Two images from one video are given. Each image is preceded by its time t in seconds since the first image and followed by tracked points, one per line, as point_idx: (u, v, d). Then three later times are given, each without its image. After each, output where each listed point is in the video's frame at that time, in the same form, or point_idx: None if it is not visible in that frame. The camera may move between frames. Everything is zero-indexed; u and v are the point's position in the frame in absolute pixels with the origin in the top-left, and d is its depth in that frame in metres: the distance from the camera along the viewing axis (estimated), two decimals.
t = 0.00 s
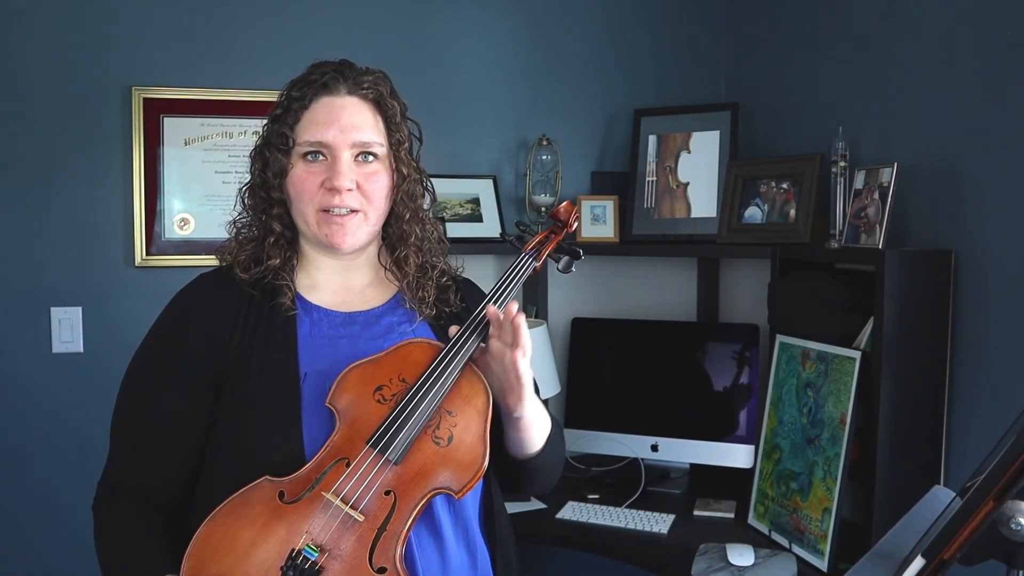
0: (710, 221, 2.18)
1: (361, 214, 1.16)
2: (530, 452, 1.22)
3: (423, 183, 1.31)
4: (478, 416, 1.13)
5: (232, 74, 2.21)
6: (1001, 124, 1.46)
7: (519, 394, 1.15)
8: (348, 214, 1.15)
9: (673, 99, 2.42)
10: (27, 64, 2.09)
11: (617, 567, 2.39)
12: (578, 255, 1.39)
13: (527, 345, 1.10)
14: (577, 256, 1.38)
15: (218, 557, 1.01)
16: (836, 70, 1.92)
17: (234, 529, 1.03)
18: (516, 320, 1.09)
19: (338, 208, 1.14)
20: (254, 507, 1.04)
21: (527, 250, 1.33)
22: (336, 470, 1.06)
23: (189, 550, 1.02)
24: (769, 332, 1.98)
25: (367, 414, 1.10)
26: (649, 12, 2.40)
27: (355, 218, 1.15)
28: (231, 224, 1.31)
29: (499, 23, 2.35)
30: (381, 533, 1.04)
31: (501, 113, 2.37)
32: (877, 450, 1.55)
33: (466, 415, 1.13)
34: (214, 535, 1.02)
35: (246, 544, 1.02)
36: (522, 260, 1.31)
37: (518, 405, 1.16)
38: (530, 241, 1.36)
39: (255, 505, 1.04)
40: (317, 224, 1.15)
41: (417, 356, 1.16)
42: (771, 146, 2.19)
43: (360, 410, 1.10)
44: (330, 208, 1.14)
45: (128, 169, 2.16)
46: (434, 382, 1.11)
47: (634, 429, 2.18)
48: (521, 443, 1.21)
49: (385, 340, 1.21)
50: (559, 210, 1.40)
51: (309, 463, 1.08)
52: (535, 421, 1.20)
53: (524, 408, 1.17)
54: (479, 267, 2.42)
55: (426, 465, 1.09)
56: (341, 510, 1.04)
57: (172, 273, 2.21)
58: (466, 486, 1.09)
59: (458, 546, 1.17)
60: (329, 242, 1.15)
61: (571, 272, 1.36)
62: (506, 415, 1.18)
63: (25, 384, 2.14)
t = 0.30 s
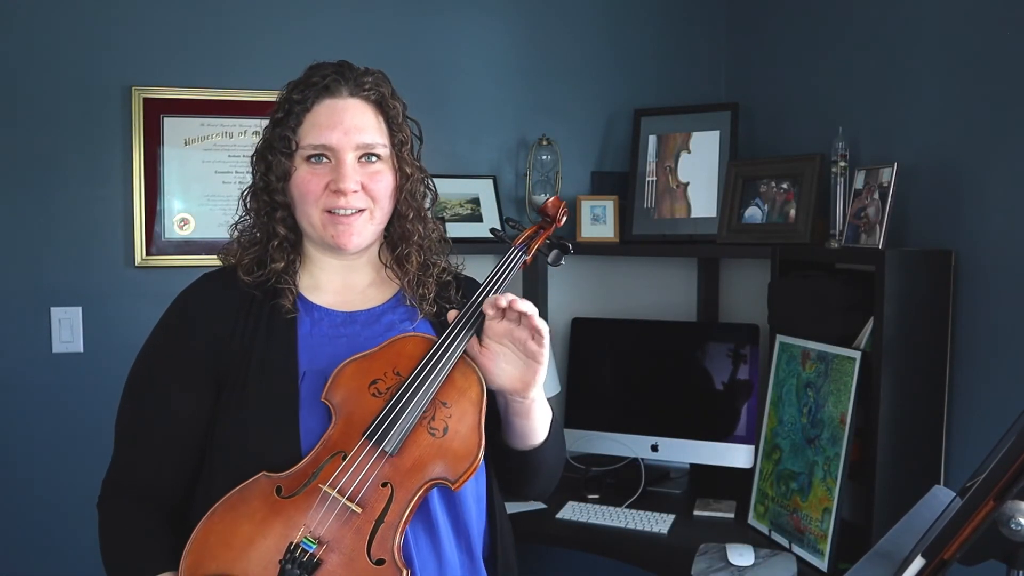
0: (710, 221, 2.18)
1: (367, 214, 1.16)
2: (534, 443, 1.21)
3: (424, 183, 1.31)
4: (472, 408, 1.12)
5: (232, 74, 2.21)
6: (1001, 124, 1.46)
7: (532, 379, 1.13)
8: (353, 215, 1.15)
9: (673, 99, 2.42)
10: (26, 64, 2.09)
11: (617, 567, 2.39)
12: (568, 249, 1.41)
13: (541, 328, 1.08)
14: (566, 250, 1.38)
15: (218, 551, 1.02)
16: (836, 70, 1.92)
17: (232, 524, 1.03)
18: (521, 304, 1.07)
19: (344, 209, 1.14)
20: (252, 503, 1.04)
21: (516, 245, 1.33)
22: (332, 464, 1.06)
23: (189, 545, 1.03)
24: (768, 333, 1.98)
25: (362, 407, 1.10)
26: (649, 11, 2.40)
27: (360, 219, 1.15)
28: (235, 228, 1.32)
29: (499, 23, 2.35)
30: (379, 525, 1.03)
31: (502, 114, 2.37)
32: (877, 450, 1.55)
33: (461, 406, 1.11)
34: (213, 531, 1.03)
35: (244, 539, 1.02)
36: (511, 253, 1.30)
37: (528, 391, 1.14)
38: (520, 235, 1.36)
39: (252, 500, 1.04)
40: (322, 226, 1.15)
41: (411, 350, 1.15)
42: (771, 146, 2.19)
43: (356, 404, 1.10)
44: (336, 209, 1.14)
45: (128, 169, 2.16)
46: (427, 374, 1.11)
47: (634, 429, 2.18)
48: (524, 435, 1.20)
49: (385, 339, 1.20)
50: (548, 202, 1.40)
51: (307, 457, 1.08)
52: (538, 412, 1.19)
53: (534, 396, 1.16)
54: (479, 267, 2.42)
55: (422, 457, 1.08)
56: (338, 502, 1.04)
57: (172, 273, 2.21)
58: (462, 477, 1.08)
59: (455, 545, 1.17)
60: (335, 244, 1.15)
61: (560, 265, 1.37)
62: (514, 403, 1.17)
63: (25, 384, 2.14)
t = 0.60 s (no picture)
0: (710, 221, 2.18)
1: (369, 224, 1.16)
2: (524, 441, 1.20)
3: (431, 192, 1.29)
4: (463, 404, 1.10)
5: (232, 74, 2.21)
6: (1001, 124, 1.46)
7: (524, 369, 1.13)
8: (356, 224, 1.15)
9: (673, 98, 2.42)
10: (26, 64, 2.09)
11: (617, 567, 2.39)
12: (566, 240, 1.40)
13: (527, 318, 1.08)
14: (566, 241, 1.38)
15: (210, 547, 1.03)
16: (835, 70, 1.92)
17: (225, 520, 1.04)
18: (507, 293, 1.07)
19: (346, 219, 1.14)
20: (244, 500, 1.04)
21: (511, 236, 1.33)
22: (322, 460, 1.06)
23: (184, 539, 1.04)
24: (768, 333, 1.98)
25: (353, 403, 1.10)
26: (649, 11, 2.40)
27: (362, 228, 1.16)
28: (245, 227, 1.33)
29: (499, 23, 2.35)
30: (367, 523, 1.03)
31: (502, 114, 2.37)
32: (877, 450, 1.55)
33: (451, 403, 1.10)
34: (207, 527, 1.04)
35: (236, 535, 1.02)
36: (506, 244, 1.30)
37: (522, 384, 1.14)
38: (517, 226, 1.35)
39: (245, 497, 1.05)
40: (324, 233, 1.16)
41: (402, 346, 1.14)
42: (771, 145, 2.19)
43: (347, 401, 1.10)
44: (338, 219, 1.14)
45: (128, 169, 2.16)
46: (415, 371, 1.10)
47: (634, 429, 2.18)
48: (515, 434, 1.19)
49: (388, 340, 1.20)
50: (546, 193, 1.40)
51: (298, 454, 1.08)
52: (531, 410, 1.18)
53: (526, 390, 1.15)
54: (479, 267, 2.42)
55: (410, 455, 1.07)
56: (325, 500, 1.03)
57: (172, 273, 2.21)
58: (452, 475, 1.07)
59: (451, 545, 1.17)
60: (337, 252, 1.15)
61: (556, 256, 1.36)
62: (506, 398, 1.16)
63: (25, 384, 2.14)
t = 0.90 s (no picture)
0: (710, 221, 2.18)
1: (379, 222, 1.16)
2: (526, 448, 1.19)
3: (441, 190, 1.29)
4: (465, 410, 1.10)
5: (231, 74, 2.21)
6: (1001, 123, 1.46)
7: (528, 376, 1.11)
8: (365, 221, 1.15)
9: (673, 98, 2.42)
10: (25, 64, 2.09)
11: (617, 567, 2.39)
12: (574, 248, 1.40)
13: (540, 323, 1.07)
14: (574, 247, 1.38)
15: (210, 544, 1.04)
16: (835, 70, 1.92)
17: (226, 518, 1.04)
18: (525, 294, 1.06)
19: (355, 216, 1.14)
20: (244, 498, 1.05)
21: (521, 243, 1.31)
22: (322, 461, 1.06)
23: (185, 536, 1.05)
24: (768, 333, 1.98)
25: (355, 406, 1.10)
26: (648, 10, 2.40)
27: (372, 226, 1.16)
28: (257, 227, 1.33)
29: (499, 23, 2.35)
30: (365, 525, 1.03)
31: (502, 114, 2.37)
32: (877, 450, 1.56)
33: (452, 408, 1.10)
34: (208, 524, 1.05)
35: (235, 534, 1.03)
36: (515, 250, 1.28)
37: (525, 393, 1.13)
38: (525, 233, 1.34)
39: (246, 496, 1.05)
40: (335, 232, 1.15)
41: (406, 350, 1.14)
42: (771, 146, 2.19)
43: (349, 403, 1.10)
44: (347, 216, 1.14)
45: (128, 169, 2.16)
46: (416, 373, 1.09)
47: (634, 429, 2.18)
48: (518, 439, 1.18)
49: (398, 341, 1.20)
50: (555, 199, 1.39)
51: (300, 454, 1.08)
52: (534, 415, 1.17)
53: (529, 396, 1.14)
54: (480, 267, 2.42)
55: (410, 459, 1.07)
56: (323, 500, 1.03)
57: (172, 273, 2.21)
58: (450, 480, 1.06)
59: (450, 548, 1.17)
60: (346, 250, 1.15)
61: (562, 264, 1.33)
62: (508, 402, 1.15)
63: (25, 384, 2.14)
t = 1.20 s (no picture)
0: (710, 221, 2.18)
1: (387, 207, 1.16)
2: (552, 441, 1.21)
3: (448, 182, 1.34)
4: (489, 412, 1.12)
5: (231, 74, 2.21)
6: (1001, 124, 1.46)
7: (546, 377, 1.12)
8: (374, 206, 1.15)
9: (673, 98, 2.42)
10: (25, 64, 2.09)
11: (617, 567, 2.39)
12: (589, 262, 1.42)
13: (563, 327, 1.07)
14: (589, 263, 1.42)
15: (227, 539, 1.01)
16: (836, 70, 1.92)
17: (244, 512, 1.03)
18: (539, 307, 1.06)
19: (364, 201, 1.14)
20: (263, 492, 1.04)
21: (540, 255, 1.34)
22: (346, 459, 1.06)
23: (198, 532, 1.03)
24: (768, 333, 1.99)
25: (379, 405, 1.10)
26: (648, 10, 2.40)
27: (380, 211, 1.15)
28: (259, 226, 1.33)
29: (498, 22, 2.35)
30: (389, 522, 1.03)
31: (501, 114, 2.37)
32: (877, 450, 1.56)
33: (476, 410, 1.12)
34: (225, 518, 1.02)
35: (255, 528, 1.01)
36: (535, 263, 1.31)
37: (547, 393, 1.15)
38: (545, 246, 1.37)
39: (265, 490, 1.04)
40: (342, 218, 1.15)
41: (430, 353, 1.16)
42: (771, 146, 2.19)
43: (373, 402, 1.10)
44: (356, 200, 1.14)
45: (128, 169, 2.16)
46: (449, 371, 1.12)
47: (634, 429, 2.18)
48: (543, 432, 1.20)
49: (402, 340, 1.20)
50: (574, 217, 1.43)
51: (320, 452, 1.08)
52: (558, 411, 1.19)
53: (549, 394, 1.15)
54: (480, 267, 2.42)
55: (435, 457, 1.08)
56: (349, 496, 1.03)
57: (172, 273, 2.21)
58: (473, 480, 1.08)
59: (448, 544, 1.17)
60: (355, 236, 1.15)
61: (580, 277, 1.39)
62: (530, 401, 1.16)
63: (25, 384, 2.14)
